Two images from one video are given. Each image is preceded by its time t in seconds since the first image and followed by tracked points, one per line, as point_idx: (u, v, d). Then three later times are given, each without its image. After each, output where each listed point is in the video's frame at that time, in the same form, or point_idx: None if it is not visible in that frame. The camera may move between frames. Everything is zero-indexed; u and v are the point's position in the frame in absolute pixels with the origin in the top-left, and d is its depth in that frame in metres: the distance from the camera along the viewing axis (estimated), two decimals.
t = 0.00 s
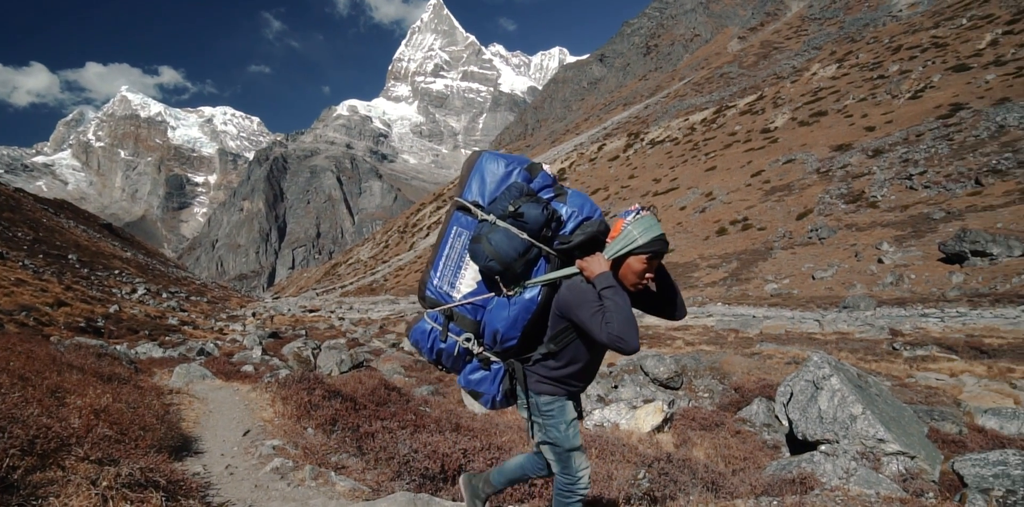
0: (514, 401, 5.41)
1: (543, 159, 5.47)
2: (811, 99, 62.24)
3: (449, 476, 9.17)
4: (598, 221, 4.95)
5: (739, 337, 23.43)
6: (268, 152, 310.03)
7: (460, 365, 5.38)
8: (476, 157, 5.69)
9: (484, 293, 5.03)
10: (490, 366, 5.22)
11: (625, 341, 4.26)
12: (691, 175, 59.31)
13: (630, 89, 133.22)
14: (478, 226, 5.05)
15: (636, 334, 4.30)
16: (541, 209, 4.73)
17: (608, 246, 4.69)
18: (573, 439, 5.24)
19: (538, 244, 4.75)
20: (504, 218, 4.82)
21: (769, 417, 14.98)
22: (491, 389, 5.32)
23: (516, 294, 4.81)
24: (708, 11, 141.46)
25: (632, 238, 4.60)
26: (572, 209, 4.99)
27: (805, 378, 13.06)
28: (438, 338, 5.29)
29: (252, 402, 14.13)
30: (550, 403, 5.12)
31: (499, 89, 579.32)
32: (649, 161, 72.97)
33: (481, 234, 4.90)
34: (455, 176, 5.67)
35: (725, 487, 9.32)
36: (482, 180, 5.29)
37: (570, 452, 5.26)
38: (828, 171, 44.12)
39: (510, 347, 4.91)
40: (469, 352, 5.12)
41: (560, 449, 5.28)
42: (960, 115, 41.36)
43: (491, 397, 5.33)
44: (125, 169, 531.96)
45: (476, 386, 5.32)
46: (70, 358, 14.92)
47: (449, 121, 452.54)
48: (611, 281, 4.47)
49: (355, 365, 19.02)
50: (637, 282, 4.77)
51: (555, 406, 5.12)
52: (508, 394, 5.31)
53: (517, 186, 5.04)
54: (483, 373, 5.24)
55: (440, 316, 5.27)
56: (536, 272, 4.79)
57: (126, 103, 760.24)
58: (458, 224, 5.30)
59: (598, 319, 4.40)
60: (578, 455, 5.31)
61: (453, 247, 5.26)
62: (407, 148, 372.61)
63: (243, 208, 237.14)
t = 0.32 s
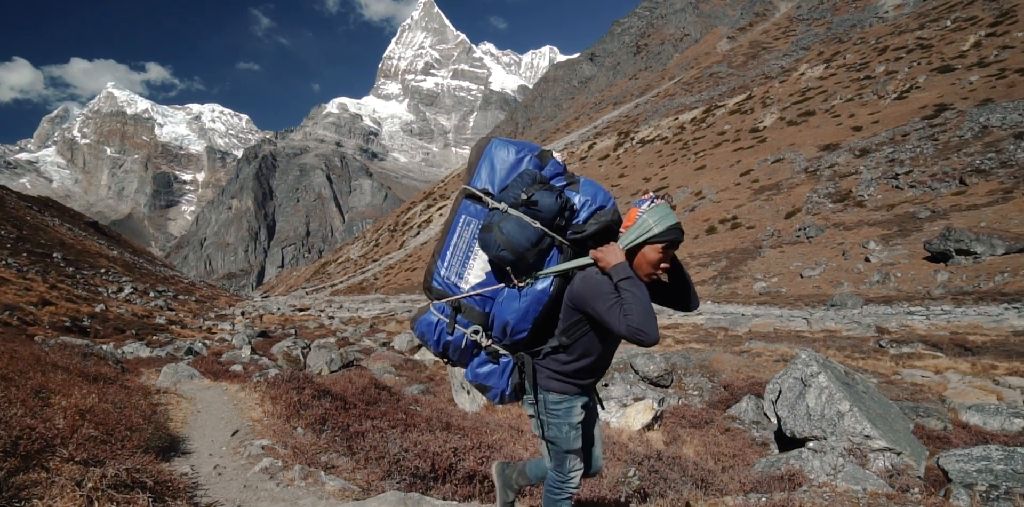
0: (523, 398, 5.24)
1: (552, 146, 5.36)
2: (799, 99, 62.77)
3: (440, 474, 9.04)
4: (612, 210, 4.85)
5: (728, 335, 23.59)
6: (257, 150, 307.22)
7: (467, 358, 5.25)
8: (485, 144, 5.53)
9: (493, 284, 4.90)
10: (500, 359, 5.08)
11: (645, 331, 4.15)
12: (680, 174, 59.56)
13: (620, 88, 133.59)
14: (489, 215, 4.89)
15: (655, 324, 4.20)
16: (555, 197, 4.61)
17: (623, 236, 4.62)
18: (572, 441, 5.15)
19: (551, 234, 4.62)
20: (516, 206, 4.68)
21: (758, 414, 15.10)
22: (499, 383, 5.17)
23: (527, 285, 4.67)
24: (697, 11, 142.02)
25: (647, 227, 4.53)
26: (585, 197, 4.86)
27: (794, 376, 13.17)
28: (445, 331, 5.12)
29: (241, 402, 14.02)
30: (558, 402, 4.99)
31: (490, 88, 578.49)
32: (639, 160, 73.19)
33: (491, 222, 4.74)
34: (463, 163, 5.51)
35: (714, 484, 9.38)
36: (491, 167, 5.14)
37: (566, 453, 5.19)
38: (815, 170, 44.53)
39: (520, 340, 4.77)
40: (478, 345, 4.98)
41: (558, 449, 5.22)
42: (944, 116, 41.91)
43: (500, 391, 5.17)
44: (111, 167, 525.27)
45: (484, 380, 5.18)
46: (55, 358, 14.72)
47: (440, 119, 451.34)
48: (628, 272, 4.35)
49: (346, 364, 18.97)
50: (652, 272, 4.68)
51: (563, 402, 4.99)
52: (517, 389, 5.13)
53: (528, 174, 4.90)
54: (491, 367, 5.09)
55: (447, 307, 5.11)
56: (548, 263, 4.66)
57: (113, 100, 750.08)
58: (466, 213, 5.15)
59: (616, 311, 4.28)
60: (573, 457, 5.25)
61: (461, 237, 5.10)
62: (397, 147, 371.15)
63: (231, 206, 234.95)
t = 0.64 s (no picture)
0: (528, 405, 5.20)
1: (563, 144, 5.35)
2: (785, 104, 63.52)
3: (429, 479, 8.98)
4: (626, 211, 4.85)
5: (716, 337, 23.75)
6: (244, 152, 304.35)
7: (473, 361, 5.19)
8: (496, 141, 5.52)
9: (502, 285, 4.87)
10: (506, 363, 5.04)
11: (660, 338, 4.17)
12: (668, 177, 59.94)
13: (608, 92, 134.30)
14: (500, 214, 4.85)
15: (669, 331, 4.23)
16: (569, 197, 4.60)
17: (638, 239, 4.65)
18: (573, 450, 5.14)
19: (564, 234, 4.61)
20: (529, 206, 4.65)
21: (746, 416, 15.22)
22: (506, 386, 5.13)
23: (539, 287, 4.63)
24: (684, 15, 143.11)
25: (664, 230, 4.57)
26: (599, 198, 4.86)
27: (781, 377, 13.30)
28: (451, 333, 5.07)
29: (227, 407, 13.87)
30: (564, 410, 4.98)
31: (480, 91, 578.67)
32: (627, 164, 73.59)
33: (504, 221, 4.70)
34: (472, 160, 5.48)
35: (702, 486, 9.45)
36: (502, 165, 5.12)
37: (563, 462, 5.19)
38: (801, 174, 45.04)
39: (530, 342, 4.74)
40: (485, 347, 4.93)
41: (556, 456, 5.20)
42: (926, 121, 42.63)
43: (507, 396, 5.12)
44: (95, 168, 517.28)
45: (490, 384, 5.13)
46: (36, 363, 14.48)
47: (430, 122, 450.41)
48: (643, 275, 4.36)
49: (334, 368, 18.85)
50: (666, 275, 4.70)
51: (571, 407, 4.99)
52: (525, 394, 5.08)
53: (541, 173, 4.87)
54: (498, 369, 5.05)
55: (453, 309, 5.06)
56: (560, 264, 4.65)
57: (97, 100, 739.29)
58: (476, 212, 5.11)
59: (631, 316, 4.29)
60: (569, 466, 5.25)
61: (470, 237, 5.06)
62: (386, 149, 369.65)
63: (218, 209, 232.54)
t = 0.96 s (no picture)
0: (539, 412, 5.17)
1: (577, 150, 5.30)
2: (774, 107, 64.04)
3: (421, 481, 8.94)
4: (643, 220, 4.80)
5: (707, 339, 23.86)
6: (234, 153, 302.17)
7: (483, 370, 5.12)
8: (509, 145, 5.44)
9: (516, 294, 4.80)
10: (518, 373, 4.97)
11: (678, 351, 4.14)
12: (660, 179, 60.13)
13: (600, 94, 134.82)
14: (514, 221, 4.77)
15: (689, 345, 4.19)
16: (588, 205, 4.53)
17: (657, 247, 4.58)
18: (578, 459, 5.13)
19: (582, 243, 4.53)
20: (546, 213, 4.56)
21: (737, 417, 15.30)
22: (516, 396, 5.07)
23: (556, 296, 4.56)
24: (675, 19, 143.95)
25: (684, 239, 4.52)
26: (616, 206, 4.80)
27: (771, 379, 13.36)
28: (462, 342, 5.01)
29: (217, 410, 13.76)
30: (575, 419, 4.95)
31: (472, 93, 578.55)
32: (619, 166, 73.82)
33: (518, 229, 4.62)
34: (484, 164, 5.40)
35: (693, 487, 9.50)
36: (517, 170, 5.05)
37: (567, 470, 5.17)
38: (791, 176, 45.41)
39: (543, 353, 4.68)
40: (497, 357, 4.86)
41: (559, 463, 5.16)
42: (913, 124, 43.14)
43: (518, 406, 5.06)
44: (82, 168, 511.00)
45: (501, 393, 5.05)
46: (22, 366, 14.31)
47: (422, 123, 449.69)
48: (663, 287, 4.31)
49: (325, 371, 18.77)
50: (686, 285, 4.64)
51: (581, 417, 4.96)
52: (536, 404, 5.02)
53: (558, 179, 4.80)
54: (509, 379, 4.99)
55: (464, 318, 4.99)
56: (577, 273, 4.58)
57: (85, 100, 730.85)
58: (489, 218, 5.02)
59: (648, 328, 4.25)
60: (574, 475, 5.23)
61: (482, 243, 4.96)
62: (377, 151, 368.31)
63: (207, 210, 230.65)
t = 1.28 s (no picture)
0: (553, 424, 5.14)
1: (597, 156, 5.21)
2: (766, 111, 64.50)
3: (414, 486, 8.91)
4: (664, 230, 4.73)
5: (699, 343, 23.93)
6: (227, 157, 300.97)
7: (498, 380, 5.10)
8: (527, 149, 5.37)
9: (533, 303, 4.77)
10: (534, 385, 4.93)
11: (701, 367, 4.10)
12: (653, 183, 60.34)
13: (593, 98, 135.30)
14: (533, 230, 4.73)
15: (711, 360, 4.14)
16: (610, 213, 4.47)
17: (680, 258, 4.52)
18: (589, 471, 5.14)
19: (603, 253, 4.48)
20: (567, 222, 4.51)
21: (730, 420, 15.34)
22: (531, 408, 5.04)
23: (575, 307, 4.52)
24: (668, 24, 144.89)
25: (709, 249, 4.44)
26: (638, 214, 4.73)
27: (764, 382, 13.38)
28: (477, 351, 4.98)
29: (209, 415, 13.65)
30: (591, 433, 4.94)
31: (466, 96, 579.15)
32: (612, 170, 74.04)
33: (538, 237, 4.57)
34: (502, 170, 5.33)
35: (687, 490, 9.49)
36: (536, 176, 4.99)
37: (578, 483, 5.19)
38: (783, 180, 45.71)
39: (561, 365, 4.66)
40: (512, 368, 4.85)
41: (569, 475, 5.19)
42: (903, 129, 43.56)
43: (533, 418, 5.03)
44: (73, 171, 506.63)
45: (516, 404, 5.03)
46: (11, 371, 14.18)
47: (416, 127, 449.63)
48: (686, 300, 4.25)
49: (318, 375, 18.66)
50: (710, 296, 4.56)
51: (597, 431, 4.95)
52: (552, 416, 4.99)
53: (579, 186, 4.73)
54: (525, 390, 4.96)
55: (479, 327, 4.96)
56: (596, 284, 4.54)
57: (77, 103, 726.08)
58: (506, 225, 4.97)
59: (671, 342, 4.20)
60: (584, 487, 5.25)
61: (500, 250, 4.91)
62: (371, 154, 367.74)
63: (200, 214, 229.32)
